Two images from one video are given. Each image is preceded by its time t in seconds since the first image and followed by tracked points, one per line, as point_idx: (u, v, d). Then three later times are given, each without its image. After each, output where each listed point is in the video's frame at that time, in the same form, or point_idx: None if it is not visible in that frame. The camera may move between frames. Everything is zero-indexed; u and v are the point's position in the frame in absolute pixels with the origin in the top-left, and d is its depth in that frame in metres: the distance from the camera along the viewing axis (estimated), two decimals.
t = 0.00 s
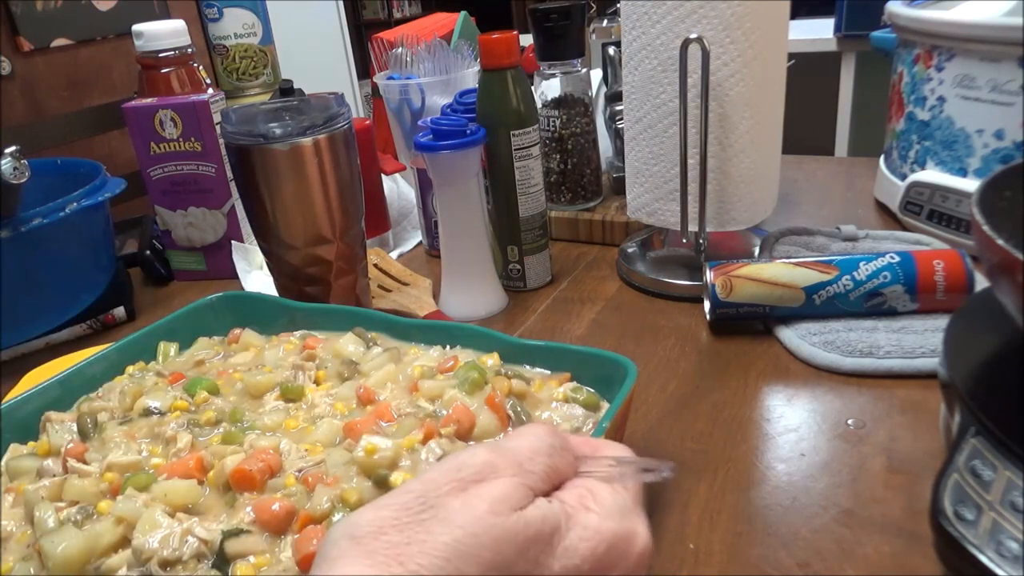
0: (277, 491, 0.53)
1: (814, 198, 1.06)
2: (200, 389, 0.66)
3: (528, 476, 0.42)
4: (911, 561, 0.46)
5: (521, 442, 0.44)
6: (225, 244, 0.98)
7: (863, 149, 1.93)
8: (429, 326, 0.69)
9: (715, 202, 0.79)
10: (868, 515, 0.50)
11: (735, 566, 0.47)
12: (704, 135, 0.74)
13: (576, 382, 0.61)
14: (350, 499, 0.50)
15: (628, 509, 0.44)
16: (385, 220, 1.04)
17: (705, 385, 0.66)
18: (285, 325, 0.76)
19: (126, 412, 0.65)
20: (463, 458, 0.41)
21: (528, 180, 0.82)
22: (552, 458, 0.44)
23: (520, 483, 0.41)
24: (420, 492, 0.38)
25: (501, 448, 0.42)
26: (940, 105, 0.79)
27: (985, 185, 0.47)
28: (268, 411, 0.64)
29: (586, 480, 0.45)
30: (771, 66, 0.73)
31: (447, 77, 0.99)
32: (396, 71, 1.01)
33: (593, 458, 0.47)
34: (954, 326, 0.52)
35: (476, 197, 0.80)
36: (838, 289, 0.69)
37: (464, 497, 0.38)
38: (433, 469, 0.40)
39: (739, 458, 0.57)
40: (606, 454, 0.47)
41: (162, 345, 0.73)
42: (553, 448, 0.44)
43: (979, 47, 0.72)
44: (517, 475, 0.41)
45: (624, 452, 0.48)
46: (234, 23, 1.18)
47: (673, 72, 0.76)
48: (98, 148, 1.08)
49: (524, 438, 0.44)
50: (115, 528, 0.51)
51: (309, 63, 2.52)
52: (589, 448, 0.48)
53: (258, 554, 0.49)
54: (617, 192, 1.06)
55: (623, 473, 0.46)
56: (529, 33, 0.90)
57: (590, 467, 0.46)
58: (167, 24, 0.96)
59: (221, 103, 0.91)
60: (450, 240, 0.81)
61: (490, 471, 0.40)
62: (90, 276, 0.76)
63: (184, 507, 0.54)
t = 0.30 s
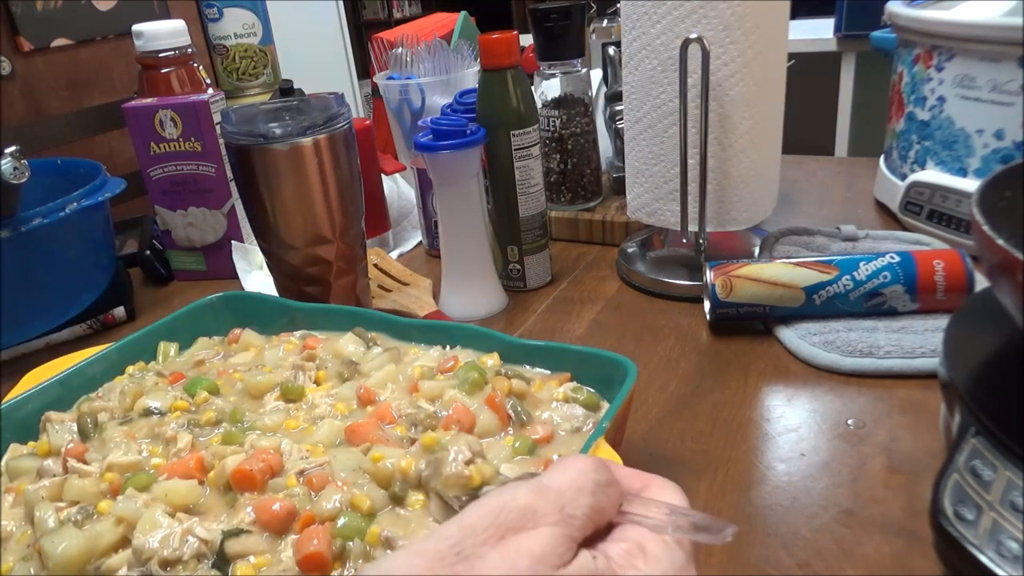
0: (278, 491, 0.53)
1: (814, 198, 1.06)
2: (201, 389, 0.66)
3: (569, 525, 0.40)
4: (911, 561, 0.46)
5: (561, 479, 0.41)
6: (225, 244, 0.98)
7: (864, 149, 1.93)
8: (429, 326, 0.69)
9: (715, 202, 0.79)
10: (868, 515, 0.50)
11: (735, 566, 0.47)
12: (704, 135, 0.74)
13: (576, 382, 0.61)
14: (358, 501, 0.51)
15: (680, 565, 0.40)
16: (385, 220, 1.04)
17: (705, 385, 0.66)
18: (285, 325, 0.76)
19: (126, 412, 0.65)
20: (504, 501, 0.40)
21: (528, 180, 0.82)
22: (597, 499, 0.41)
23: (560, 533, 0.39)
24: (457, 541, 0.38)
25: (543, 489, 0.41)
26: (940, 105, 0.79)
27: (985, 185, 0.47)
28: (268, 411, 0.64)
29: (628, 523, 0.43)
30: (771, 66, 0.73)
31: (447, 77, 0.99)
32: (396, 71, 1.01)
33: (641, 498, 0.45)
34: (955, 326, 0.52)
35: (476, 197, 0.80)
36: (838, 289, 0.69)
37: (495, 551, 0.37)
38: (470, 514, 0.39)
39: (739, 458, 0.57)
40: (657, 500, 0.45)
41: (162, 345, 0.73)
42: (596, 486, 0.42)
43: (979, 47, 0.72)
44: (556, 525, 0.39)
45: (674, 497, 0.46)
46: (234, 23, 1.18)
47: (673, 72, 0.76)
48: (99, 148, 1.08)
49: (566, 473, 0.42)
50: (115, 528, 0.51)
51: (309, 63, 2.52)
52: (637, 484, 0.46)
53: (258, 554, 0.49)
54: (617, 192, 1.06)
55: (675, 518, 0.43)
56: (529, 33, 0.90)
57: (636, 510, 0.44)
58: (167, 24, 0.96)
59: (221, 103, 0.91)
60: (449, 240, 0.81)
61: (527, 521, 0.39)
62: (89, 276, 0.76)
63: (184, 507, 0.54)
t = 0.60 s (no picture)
0: (278, 491, 0.53)
1: (814, 198, 1.06)
2: (201, 389, 0.66)
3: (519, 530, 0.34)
4: (911, 561, 0.46)
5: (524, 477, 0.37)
6: (225, 244, 0.98)
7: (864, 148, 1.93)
8: (429, 326, 0.69)
9: (715, 202, 0.79)
10: (868, 515, 0.50)
11: (736, 566, 0.47)
12: (703, 135, 0.74)
13: (576, 382, 0.61)
14: (362, 502, 0.50)
15: (656, 564, 0.35)
16: (385, 220, 1.04)
17: (705, 385, 0.66)
18: (285, 325, 0.76)
19: (126, 412, 0.65)
20: (446, 506, 0.35)
21: (527, 180, 0.82)
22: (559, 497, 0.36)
23: (506, 537, 0.34)
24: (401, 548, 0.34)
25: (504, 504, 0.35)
26: (940, 104, 0.79)
27: (985, 185, 0.46)
28: (268, 411, 0.64)
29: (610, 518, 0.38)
30: (771, 66, 0.73)
31: (447, 77, 0.99)
32: (396, 71, 1.01)
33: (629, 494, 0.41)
34: (955, 326, 0.52)
35: (476, 197, 0.80)
36: (838, 289, 0.69)
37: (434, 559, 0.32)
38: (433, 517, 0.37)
39: (738, 458, 0.57)
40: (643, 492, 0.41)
41: (162, 345, 0.73)
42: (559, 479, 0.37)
43: (978, 47, 0.71)
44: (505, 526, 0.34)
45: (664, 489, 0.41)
46: (235, 23, 1.18)
47: (673, 72, 0.76)
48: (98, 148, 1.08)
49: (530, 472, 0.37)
50: (115, 528, 0.51)
51: (309, 63, 2.52)
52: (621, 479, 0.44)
53: (258, 554, 0.49)
54: (617, 192, 1.06)
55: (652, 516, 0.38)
56: (529, 33, 0.90)
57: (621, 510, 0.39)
58: (167, 24, 0.96)
59: (221, 103, 0.91)
60: (449, 240, 0.81)
61: (471, 525, 0.34)
62: (88, 276, 0.76)
63: (185, 507, 0.54)
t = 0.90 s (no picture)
0: (278, 491, 0.53)
1: (815, 198, 1.06)
2: (201, 389, 0.66)
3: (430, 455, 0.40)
4: (911, 561, 0.46)
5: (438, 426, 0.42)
6: (225, 244, 0.98)
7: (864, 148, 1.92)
8: (429, 327, 0.69)
9: (715, 202, 0.79)
10: (868, 515, 0.50)
11: (736, 566, 0.47)
12: (703, 135, 0.74)
13: (576, 382, 0.61)
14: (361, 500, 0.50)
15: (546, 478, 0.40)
16: (385, 220, 1.04)
17: (705, 385, 0.66)
18: (285, 325, 0.76)
19: (127, 412, 0.65)
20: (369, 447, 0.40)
21: (527, 180, 0.82)
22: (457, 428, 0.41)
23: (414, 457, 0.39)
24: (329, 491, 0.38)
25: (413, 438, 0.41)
26: (940, 105, 0.79)
27: (985, 185, 0.46)
28: (269, 411, 0.64)
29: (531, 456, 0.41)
30: (772, 66, 0.73)
31: (447, 77, 0.99)
32: (396, 71, 1.01)
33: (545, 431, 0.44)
34: (955, 326, 0.52)
35: (476, 197, 0.80)
36: (838, 289, 0.69)
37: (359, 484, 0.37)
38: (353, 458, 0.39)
39: (739, 458, 0.57)
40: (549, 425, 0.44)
41: (162, 345, 0.73)
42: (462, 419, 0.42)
43: (979, 48, 0.71)
44: (412, 452, 0.39)
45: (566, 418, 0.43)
46: (234, 23, 1.18)
47: (673, 72, 0.76)
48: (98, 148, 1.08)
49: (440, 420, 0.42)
50: (115, 529, 0.51)
51: (309, 63, 2.51)
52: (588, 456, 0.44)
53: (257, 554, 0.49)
54: (617, 192, 1.06)
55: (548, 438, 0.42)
56: (529, 33, 0.90)
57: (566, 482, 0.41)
58: (167, 24, 0.96)
59: (221, 103, 0.91)
60: (449, 240, 0.81)
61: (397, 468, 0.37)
62: (88, 277, 0.76)
63: (185, 507, 0.54)
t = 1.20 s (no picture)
0: (278, 491, 0.53)
1: (815, 198, 1.06)
2: (201, 389, 0.66)
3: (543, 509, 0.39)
4: (911, 562, 0.46)
5: (536, 469, 0.41)
6: (225, 244, 0.98)
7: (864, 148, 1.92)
8: (429, 327, 0.69)
9: (715, 202, 0.79)
10: (868, 515, 0.50)
11: (736, 567, 0.47)
12: (703, 135, 0.74)
13: (576, 382, 0.61)
14: (355, 503, 0.51)
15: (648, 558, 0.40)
16: (385, 220, 1.04)
17: (705, 385, 0.66)
18: (285, 325, 0.76)
19: (126, 412, 0.65)
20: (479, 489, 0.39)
21: (527, 180, 0.82)
22: (568, 485, 0.41)
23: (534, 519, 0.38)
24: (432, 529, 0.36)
25: (515, 479, 0.40)
26: (940, 105, 0.79)
27: (985, 185, 0.46)
28: (268, 411, 0.64)
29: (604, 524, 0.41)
30: (772, 66, 0.73)
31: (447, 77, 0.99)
32: (396, 71, 1.01)
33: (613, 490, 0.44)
34: (955, 326, 0.52)
35: (476, 197, 0.80)
36: (838, 289, 0.69)
37: (476, 536, 0.36)
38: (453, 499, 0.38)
39: (739, 458, 0.57)
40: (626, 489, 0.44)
41: (162, 345, 0.73)
42: (570, 472, 0.42)
43: (979, 47, 0.71)
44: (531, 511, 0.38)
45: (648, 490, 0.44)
46: (235, 23, 1.18)
47: (673, 72, 0.76)
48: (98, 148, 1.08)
49: (538, 463, 0.42)
50: (115, 529, 0.51)
51: (308, 63, 2.51)
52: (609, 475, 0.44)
53: (258, 555, 0.49)
54: (617, 192, 1.06)
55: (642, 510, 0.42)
56: (529, 33, 0.90)
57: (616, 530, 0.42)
58: (167, 24, 0.96)
59: (221, 103, 0.91)
60: (449, 240, 0.81)
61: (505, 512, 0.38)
62: (88, 276, 0.76)
63: (185, 507, 0.54)
